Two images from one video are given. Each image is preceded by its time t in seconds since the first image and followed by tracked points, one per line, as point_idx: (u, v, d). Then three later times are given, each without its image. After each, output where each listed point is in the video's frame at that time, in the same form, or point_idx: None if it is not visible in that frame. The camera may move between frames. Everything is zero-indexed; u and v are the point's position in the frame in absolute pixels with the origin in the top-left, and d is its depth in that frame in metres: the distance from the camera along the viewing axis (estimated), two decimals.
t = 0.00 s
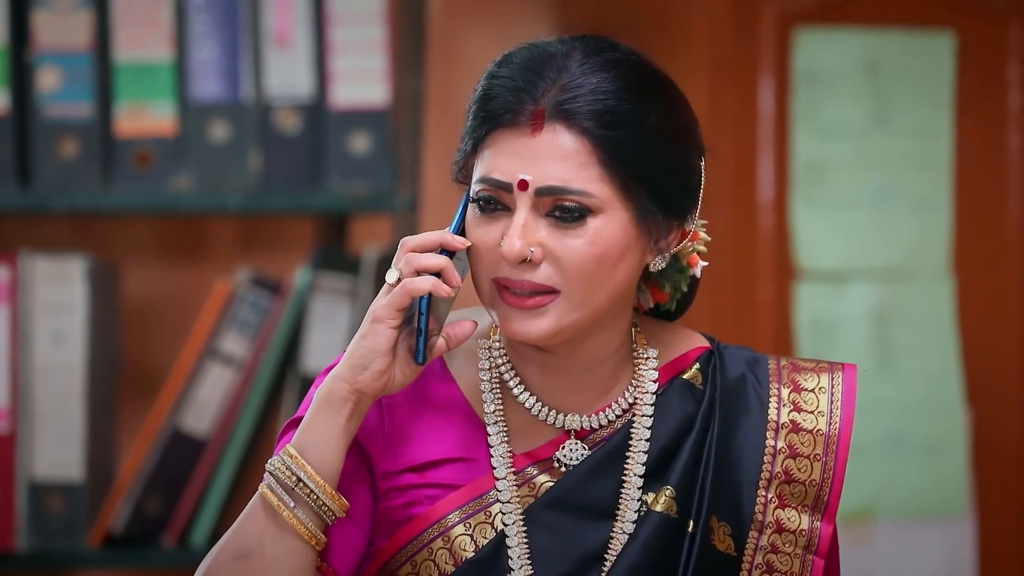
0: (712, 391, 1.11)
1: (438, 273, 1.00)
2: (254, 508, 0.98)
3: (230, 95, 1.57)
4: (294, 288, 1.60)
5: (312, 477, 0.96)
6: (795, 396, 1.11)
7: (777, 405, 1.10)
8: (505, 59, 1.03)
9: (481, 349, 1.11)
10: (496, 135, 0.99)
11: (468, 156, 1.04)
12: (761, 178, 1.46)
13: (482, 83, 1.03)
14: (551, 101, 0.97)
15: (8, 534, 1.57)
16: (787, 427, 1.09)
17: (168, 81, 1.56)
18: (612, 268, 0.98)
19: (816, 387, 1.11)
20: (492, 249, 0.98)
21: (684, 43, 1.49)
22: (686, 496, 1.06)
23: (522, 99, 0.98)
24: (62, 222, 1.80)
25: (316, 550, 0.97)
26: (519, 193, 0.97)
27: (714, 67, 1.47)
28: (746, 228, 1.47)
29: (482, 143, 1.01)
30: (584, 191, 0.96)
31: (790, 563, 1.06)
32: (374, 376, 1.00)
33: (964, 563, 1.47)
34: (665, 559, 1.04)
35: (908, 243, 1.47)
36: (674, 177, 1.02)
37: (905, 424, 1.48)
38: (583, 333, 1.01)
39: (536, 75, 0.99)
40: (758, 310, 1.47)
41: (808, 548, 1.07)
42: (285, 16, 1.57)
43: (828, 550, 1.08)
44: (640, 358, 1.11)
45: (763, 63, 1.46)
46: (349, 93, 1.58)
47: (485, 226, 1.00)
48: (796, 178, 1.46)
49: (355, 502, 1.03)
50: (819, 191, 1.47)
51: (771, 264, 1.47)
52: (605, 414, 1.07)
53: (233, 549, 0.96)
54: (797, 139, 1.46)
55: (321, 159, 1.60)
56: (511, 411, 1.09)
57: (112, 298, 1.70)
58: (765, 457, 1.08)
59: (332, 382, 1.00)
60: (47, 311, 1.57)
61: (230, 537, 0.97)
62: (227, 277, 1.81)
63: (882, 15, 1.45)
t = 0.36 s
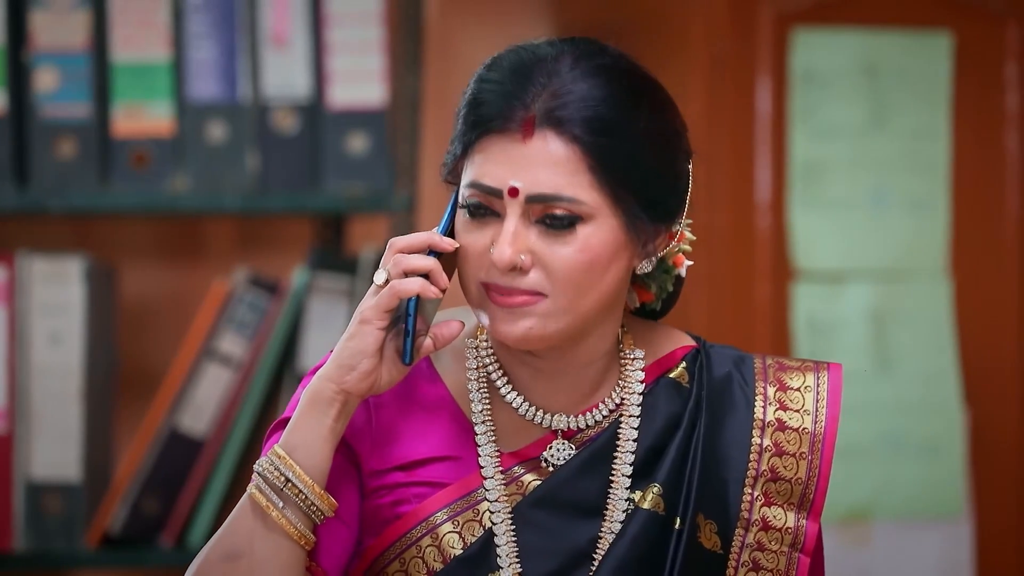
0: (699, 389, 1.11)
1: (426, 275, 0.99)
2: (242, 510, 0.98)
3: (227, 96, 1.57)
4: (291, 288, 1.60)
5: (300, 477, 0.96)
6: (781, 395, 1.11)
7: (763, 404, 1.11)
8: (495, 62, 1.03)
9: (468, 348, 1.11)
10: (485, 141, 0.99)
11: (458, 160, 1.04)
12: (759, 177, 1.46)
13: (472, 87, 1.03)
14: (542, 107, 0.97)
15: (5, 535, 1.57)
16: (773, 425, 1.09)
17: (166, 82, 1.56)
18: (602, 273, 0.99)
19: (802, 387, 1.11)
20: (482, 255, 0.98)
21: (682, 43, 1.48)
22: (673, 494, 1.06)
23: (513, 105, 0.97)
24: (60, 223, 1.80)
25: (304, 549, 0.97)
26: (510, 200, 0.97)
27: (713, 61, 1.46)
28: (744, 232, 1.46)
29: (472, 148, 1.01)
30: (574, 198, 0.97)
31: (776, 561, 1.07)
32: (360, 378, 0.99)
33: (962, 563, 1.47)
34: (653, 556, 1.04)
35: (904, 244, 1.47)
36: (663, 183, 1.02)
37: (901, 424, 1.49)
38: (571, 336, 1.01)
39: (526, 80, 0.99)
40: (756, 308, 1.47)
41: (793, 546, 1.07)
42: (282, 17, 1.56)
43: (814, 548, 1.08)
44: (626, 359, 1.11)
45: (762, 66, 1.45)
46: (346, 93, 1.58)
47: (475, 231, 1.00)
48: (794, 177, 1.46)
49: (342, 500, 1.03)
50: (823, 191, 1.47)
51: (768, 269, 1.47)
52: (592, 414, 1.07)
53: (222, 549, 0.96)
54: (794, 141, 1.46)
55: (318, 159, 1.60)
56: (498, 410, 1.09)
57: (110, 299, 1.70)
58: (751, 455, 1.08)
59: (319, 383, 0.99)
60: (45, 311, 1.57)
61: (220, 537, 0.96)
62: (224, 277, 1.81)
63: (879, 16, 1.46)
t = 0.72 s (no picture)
0: (686, 395, 1.11)
1: (411, 293, 0.99)
2: (227, 527, 0.99)
3: (228, 96, 1.57)
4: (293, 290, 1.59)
5: (284, 497, 0.96)
6: (768, 399, 1.11)
7: (751, 409, 1.10)
8: (477, 73, 1.03)
9: (454, 356, 1.10)
10: (469, 154, 0.99)
11: (441, 171, 1.04)
12: (761, 177, 1.46)
13: (454, 97, 1.02)
14: (525, 121, 0.97)
15: (6, 535, 1.57)
16: (761, 430, 1.09)
17: (167, 81, 1.56)
18: (588, 284, 0.99)
19: (788, 388, 1.11)
20: (467, 268, 0.99)
21: (684, 44, 1.48)
22: (662, 502, 1.06)
23: (495, 118, 0.98)
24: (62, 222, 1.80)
25: (291, 567, 0.98)
26: (493, 214, 0.97)
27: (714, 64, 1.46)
28: (746, 233, 1.46)
29: (456, 160, 1.01)
30: (558, 211, 0.97)
31: (765, 566, 1.07)
32: (345, 396, 0.99)
33: (964, 564, 1.47)
34: (643, 565, 1.04)
35: (904, 244, 1.47)
36: (648, 194, 1.03)
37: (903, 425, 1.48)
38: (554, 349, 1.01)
39: (510, 92, 0.99)
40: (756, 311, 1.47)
41: (782, 551, 1.08)
42: (284, 18, 1.57)
43: (802, 551, 1.09)
44: (613, 366, 1.11)
45: (762, 61, 1.45)
46: (348, 94, 1.58)
47: (458, 244, 1.00)
48: (795, 178, 1.46)
49: (328, 512, 1.03)
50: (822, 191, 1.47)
51: (769, 263, 1.46)
52: (578, 423, 1.07)
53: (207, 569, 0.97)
54: (795, 142, 1.46)
55: (319, 160, 1.60)
56: (485, 420, 1.09)
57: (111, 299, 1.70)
58: (740, 461, 1.08)
59: (302, 401, 0.99)
60: (46, 312, 1.57)
61: (206, 555, 0.98)
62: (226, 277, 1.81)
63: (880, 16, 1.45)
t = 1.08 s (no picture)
0: (665, 391, 1.13)
1: (390, 285, 0.99)
2: (208, 521, 0.98)
3: (234, 96, 1.57)
4: (300, 289, 1.58)
5: (266, 490, 0.96)
6: (745, 396, 1.13)
7: (728, 405, 1.12)
8: (456, 67, 1.03)
9: (433, 352, 1.11)
10: (447, 147, 1.00)
11: (419, 165, 1.04)
12: (766, 177, 1.45)
13: (433, 91, 1.03)
14: (503, 114, 0.97)
15: (12, 536, 1.57)
16: (739, 427, 1.11)
17: (174, 81, 1.57)
18: (564, 278, 1.00)
19: (766, 386, 1.13)
20: (444, 261, 0.99)
21: (689, 46, 1.49)
22: (641, 498, 1.08)
23: (473, 111, 0.98)
24: (70, 221, 1.79)
25: (272, 561, 0.97)
26: (470, 206, 0.97)
27: (720, 67, 1.46)
28: (753, 234, 1.46)
29: (433, 153, 1.01)
30: (535, 203, 0.97)
31: (743, 563, 1.08)
32: (326, 389, 0.99)
33: (970, 564, 1.47)
34: (623, 561, 1.05)
35: (912, 243, 1.46)
36: (625, 189, 1.04)
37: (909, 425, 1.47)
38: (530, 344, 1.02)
39: (488, 86, 1.00)
40: (761, 308, 1.47)
41: (760, 548, 1.09)
42: (290, 16, 1.57)
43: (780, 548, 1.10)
44: (591, 364, 1.13)
45: (768, 62, 1.45)
46: (354, 94, 1.58)
47: (436, 237, 1.00)
48: (802, 177, 1.45)
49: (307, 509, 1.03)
50: (825, 193, 1.45)
51: (777, 263, 1.45)
52: (557, 420, 1.09)
53: (188, 565, 0.96)
54: (802, 142, 1.45)
55: (326, 159, 1.60)
56: (464, 415, 1.10)
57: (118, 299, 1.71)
58: (718, 458, 1.10)
59: (282, 395, 0.99)
60: (52, 312, 1.57)
61: (186, 551, 0.96)
62: (233, 278, 1.81)
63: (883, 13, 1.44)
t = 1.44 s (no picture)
0: (657, 388, 1.14)
1: (389, 280, 0.99)
2: (205, 514, 0.98)
3: (252, 97, 1.58)
4: (317, 290, 1.60)
5: (264, 485, 0.96)
6: (737, 395, 1.15)
7: (720, 404, 1.14)
8: (454, 63, 1.04)
9: (427, 350, 1.12)
10: (446, 141, 1.00)
11: (415, 160, 1.05)
12: (783, 178, 1.41)
13: (430, 86, 1.04)
14: (503, 109, 0.98)
15: (31, 536, 1.57)
16: (731, 425, 1.13)
17: (191, 81, 1.57)
18: (561, 275, 1.00)
19: (757, 386, 1.15)
20: (442, 257, 0.99)
21: (708, 47, 1.47)
22: (634, 494, 1.08)
23: (472, 106, 0.99)
24: (88, 221, 1.80)
25: (269, 556, 0.97)
26: (470, 199, 0.98)
27: (735, 77, 1.43)
28: (770, 238, 1.42)
29: (431, 148, 1.01)
30: (535, 198, 0.98)
31: (736, 560, 1.10)
32: (324, 383, 0.99)
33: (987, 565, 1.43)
34: (616, 557, 1.05)
35: (930, 244, 1.42)
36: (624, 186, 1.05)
37: (927, 427, 1.44)
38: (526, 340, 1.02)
39: (486, 82, 1.00)
40: (780, 325, 1.42)
41: (753, 546, 1.11)
42: (307, 17, 1.58)
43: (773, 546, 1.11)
44: (583, 362, 1.14)
45: (785, 65, 1.40)
46: (371, 94, 1.60)
47: (433, 233, 1.01)
48: (818, 179, 1.40)
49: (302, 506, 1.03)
50: (842, 194, 1.41)
51: (793, 261, 1.40)
52: (551, 418, 1.10)
53: (184, 559, 0.95)
54: (820, 141, 1.40)
55: (343, 160, 1.61)
56: (458, 412, 1.10)
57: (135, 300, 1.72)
58: (710, 455, 1.11)
59: (280, 389, 0.99)
60: (70, 312, 1.58)
61: (183, 546, 0.96)
62: (250, 278, 1.82)
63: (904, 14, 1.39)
